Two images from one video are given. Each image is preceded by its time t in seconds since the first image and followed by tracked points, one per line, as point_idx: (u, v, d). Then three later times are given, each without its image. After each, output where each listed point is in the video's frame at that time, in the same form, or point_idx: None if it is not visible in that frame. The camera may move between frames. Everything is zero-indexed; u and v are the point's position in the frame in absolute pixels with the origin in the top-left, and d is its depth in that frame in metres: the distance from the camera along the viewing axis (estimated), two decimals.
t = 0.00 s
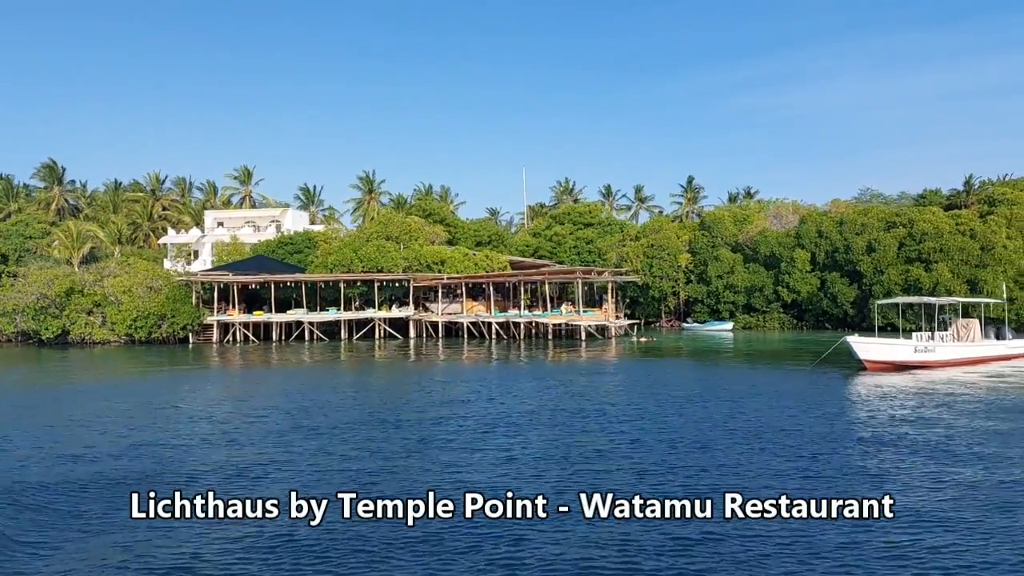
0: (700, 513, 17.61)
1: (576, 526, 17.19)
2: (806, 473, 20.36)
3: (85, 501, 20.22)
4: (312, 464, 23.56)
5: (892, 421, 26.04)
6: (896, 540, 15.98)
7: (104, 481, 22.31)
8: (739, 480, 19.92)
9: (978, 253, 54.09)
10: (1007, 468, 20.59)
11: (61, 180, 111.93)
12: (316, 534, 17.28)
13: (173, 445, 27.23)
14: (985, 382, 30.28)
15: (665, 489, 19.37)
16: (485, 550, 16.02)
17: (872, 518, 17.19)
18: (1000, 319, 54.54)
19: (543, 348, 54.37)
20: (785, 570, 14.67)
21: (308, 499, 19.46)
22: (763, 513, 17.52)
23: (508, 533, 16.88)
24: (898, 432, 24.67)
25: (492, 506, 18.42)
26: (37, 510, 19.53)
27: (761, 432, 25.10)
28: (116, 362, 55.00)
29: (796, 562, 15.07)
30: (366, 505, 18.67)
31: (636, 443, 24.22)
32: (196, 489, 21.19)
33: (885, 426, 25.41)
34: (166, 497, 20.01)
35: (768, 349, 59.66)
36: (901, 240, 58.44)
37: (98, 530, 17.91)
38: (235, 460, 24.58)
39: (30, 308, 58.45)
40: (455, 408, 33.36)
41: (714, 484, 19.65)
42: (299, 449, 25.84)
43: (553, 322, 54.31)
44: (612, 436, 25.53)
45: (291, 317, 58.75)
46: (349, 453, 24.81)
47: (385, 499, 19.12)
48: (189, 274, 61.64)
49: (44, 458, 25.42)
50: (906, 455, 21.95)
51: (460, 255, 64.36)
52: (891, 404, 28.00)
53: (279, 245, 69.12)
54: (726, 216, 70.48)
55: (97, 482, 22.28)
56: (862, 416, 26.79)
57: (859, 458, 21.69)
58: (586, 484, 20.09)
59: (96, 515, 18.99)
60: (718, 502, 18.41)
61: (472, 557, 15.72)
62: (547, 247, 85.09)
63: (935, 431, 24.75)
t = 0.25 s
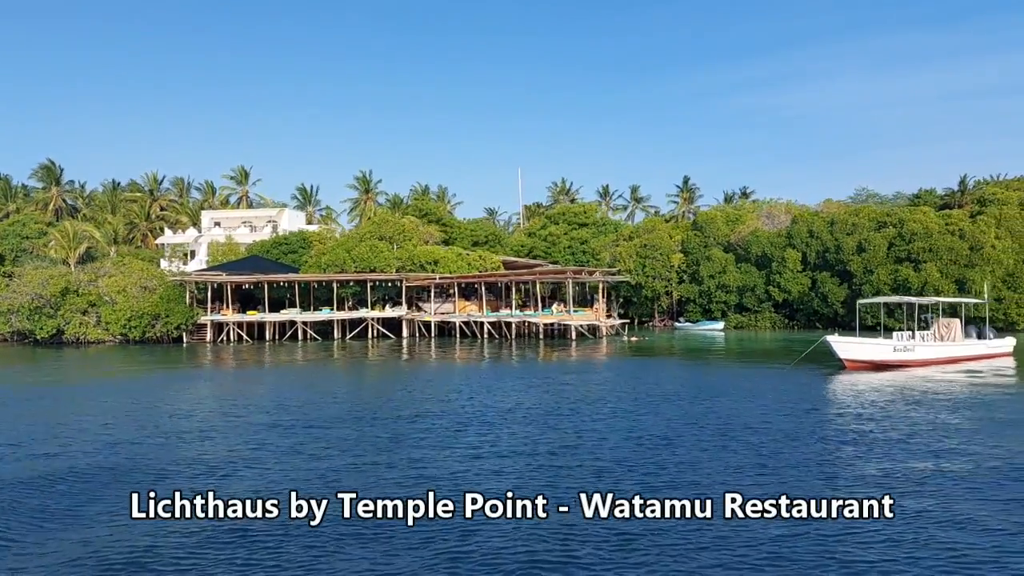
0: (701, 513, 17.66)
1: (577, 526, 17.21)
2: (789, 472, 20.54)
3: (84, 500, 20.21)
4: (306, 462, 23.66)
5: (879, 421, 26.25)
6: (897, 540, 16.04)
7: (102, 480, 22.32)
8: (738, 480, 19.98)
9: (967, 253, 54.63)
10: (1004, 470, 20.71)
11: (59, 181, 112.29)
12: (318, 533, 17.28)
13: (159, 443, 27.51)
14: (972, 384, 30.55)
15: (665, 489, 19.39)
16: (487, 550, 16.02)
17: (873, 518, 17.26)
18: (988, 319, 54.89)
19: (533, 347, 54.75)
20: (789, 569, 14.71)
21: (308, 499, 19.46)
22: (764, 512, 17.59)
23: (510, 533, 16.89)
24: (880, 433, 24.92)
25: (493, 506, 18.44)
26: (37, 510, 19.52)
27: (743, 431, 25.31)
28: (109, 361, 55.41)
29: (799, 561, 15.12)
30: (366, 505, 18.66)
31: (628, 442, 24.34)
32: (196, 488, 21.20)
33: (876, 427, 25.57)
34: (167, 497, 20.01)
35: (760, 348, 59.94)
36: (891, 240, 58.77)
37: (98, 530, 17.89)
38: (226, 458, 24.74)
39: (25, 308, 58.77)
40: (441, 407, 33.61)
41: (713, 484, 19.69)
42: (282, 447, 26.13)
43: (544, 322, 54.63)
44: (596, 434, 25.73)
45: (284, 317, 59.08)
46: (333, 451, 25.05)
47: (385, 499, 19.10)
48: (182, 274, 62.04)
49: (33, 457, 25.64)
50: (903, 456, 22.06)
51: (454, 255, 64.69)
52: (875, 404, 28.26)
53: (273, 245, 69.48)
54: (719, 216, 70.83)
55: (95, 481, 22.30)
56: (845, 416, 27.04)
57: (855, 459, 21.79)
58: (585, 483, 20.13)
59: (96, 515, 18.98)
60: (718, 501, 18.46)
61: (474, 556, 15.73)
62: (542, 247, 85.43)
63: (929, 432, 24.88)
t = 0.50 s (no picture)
0: (701, 513, 17.84)
1: (578, 526, 17.38)
2: (769, 471, 20.84)
3: (84, 500, 20.33)
4: (300, 461, 23.88)
5: (862, 420, 26.56)
6: (894, 540, 16.24)
7: (100, 479, 22.46)
8: (733, 480, 20.19)
9: (954, 254, 55.07)
10: (996, 469, 20.97)
11: (57, 182, 112.65)
12: (320, 533, 17.42)
13: (145, 440, 27.91)
14: (956, 385, 30.91)
15: (662, 489, 19.58)
16: (489, 550, 16.18)
17: (871, 518, 17.46)
18: (975, 319, 55.34)
19: (523, 347, 55.18)
20: (790, 570, 14.88)
21: (308, 499, 19.60)
22: (764, 513, 17.78)
23: (511, 533, 17.05)
24: (860, 431, 25.25)
25: (493, 506, 18.58)
26: (38, 510, 19.65)
27: (723, 430, 25.61)
28: (101, 360, 55.78)
29: (800, 562, 15.29)
30: (366, 505, 18.78)
31: (617, 441, 24.59)
32: (195, 486, 21.35)
33: (863, 425, 25.86)
34: (168, 497, 20.13)
35: (750, 347, 60.28)
36: (879, 240, 59.18)
37: (100, 529, 18.00)
38: (218, 455, 25.00)
39: (19, 308, 59.12)
40: (424, 405, 34.02)
41: (710, 483, 19.89)
42: (265, 444, 26.51)
43: (535, 322, 55.03)
44: (580, 433, 26.04)
45: (276, 317, 59.50)
46: (317, 449, 25.38)
47: (385, 499, 19.24)
48: (175, 274, 62.32)
49: (23, 455, 25.96)
50: (895, 456, 22.30)
51: (446, 255, 65.10)
52: (854, 403, 28.61)
53: (267, 246, 69.89)
54: (710, 217, 71.22)
55: (93, 479, 22.44)
56: (826, 414, 27.38)
57: (848, 458, 22.03)
58: (583, 482, 20.30)
59: (97, 514, 19.09)
60: (718, 501, 18.63)
61: (478, 557, 15.89)
62: (536, 247, 85.82)
63: (919, 431, 25.15)
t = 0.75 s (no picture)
0: (701, 513, 17.93)
1: (578, 527, 17.44)
2: (754, 470, 21.02)
3: (83, 500, 20.33)
4: (294, 460, 23.99)
5: (848, 420, 26.77)
6: (894, 540, 16.34)
7: (97, 478, 22.47)
8: (730, 479, 20.28)
9: (942, 255, 55.39)
10: (990, 469, 21.13)
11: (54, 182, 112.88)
12: (322, 533, 17.45)
13: (132, 438, 28.22)
14: (943, 385, 31.17)
15: (661, 488, 19.65)
16: (491, 551, 16.23)
17: (871, 518, 17.57)
18: (963, 319, 55.73)
19: (513, 346, 55.52)
20: (792, 570, 14.95)
21: (307, 499, 19.64)
22: (764, 512, 17.88)
23: (513, 534, 17.09)
24: (845, 431, 25.47)
25: (492, 506, 18.64)
26: (37, 508, 19.70)
27: (705, 429, 25.87)
28: (94, 360, 56.13)
29: (802, 562, 15.36)
30: (366, 505, 18.81)
31: (609, 440, 24.71)
32: (194, 486, 21.38)
33: (853, 425, 26.03)
34: (168, 497, 20.15)
35: (741, 347, 60.58)
36: (869, 240, 59.48)
37: (100, 530, 18.00)
38: (209, 454, 25.13)
39: (13, 308, 59.41)
40: (410, 404, 34.34)
41: (707, 483, 19.98)
42: (248, 443, 26.84)
43: (526, 321, 55.36)
44: (566, 432, 26.24)
45: (269, 317, 59.86)
46: (302, 447, 25.64)
47: (385, 499, 19.27)
48: (169, 273, 62.61)
49: (13, 453, 26.17)
50: (892, 455, 22.44)
51: (438, 256, 65.39)
52: (837, 402, 28.87)
53: (261, 246, 70.16)
54: (702, 218, 71.55)
55: (90, 479, 22.46)
56: (811, 414, 27.59)
57: (843, 458, 22.16)
58: (581, 482, 20.37)
59: (97, 514, 19.10)
60: (718, 501, 18.74)
61: (481, 557, 15.93)
62: (530, 248, 86.11)
63: (913, 431, 25.31)
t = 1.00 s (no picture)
0: (700, 513, 18.21)
1: (579, 526, 17.71)
2: (736, 471, 21.37)
3: (85, 498, 20.52)
4: (288, 459, 24.28)
5: (832, 420, 27.14)
6: (890, 541, 16.66)
7: (97, 478, 22.69)
8: (725, 480, 20.59)
9: (930, 256, 55.78)
10: (981, 470, 21.49)
11: (51, 183, 113.14)
12: (326, 532, 17.71)
13: (119, 438, 28.60)
14: (926, 386, 31.59)
15: (658, 489, 19.94)
16: (495, 550, 16.48)
17: (867, 520, 17.87)
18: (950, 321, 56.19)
19: (502, 347, 55.96)
20: (791, 570, 15.23)
21: (308, 499, 19.83)
22: (763, 513, 18.20)
23: (515, 534, 17.34)
24: (827, 431, 25.85)
25: (492, 506, 18.91)
26: (38, 508, 19.84)
27: (686, 430, 26.27)
28: (88, 360, 56.50)
29: (802, 563, 15.64)
30: (366, 505, 19.05)
31: (598, 440, 25.06)
32: (195, 485, 21.60)
33: (838, 426, 26.39)
34: (170, 497, 20.38)
35: (731, 348, 60.88)
36: (858, 242, 59.88)
37: (105, 529, 18.19)
38: (202, 454, 25.46)
39: (8, 309, 59.72)
40: (396, 404, 34.76)
41: (703, 484, 20.27)
42: (232, 442, 27.31)
43: (517, 322, 55.81)
44: (549, 432, 26.63)
45: (262, 318, 60.30)
46: (285, 447, 26.08)
47: (386, 498, 19.50)
48: (163, 274, 63.00)
49: (5, 453, 26.47)
50: (887, 457, 22.80)
51: (432, 257, 65.80)
52: (819, 403, 29.26)
53: (256, 247, 70.50)
54: (693, 219, 71.93)
55: (89, 478, 22.66)
56: (793, 414, 27.99)
57: (833, 459, 22.53)
58: (579, 482, 20.65)
59: (101, 513, 19.27)
60: (718, 501, 19.04)
61: (485, 556, 16.17)
62: (524, 248, 86.39)
63: (901, 432, 25.67)
